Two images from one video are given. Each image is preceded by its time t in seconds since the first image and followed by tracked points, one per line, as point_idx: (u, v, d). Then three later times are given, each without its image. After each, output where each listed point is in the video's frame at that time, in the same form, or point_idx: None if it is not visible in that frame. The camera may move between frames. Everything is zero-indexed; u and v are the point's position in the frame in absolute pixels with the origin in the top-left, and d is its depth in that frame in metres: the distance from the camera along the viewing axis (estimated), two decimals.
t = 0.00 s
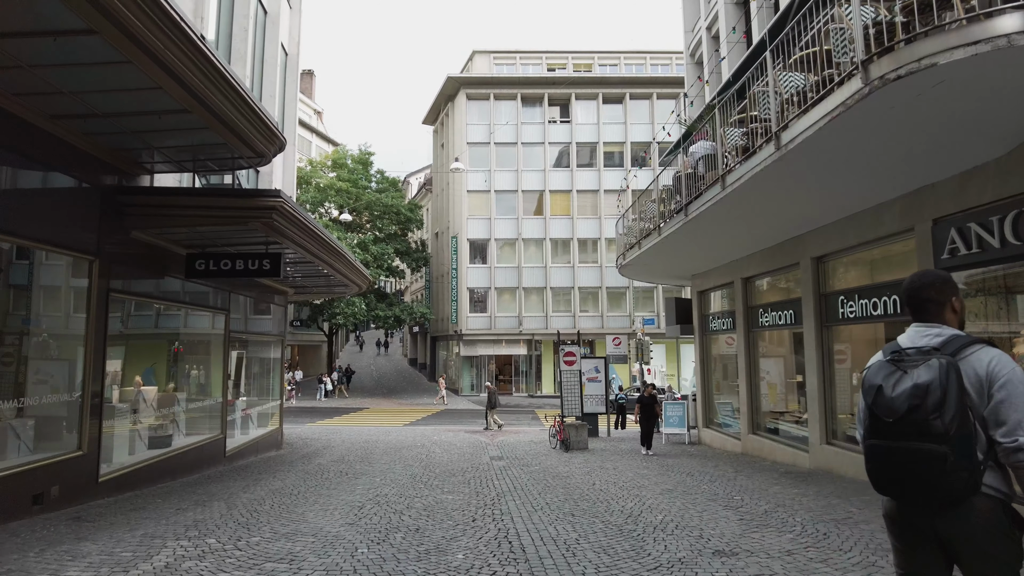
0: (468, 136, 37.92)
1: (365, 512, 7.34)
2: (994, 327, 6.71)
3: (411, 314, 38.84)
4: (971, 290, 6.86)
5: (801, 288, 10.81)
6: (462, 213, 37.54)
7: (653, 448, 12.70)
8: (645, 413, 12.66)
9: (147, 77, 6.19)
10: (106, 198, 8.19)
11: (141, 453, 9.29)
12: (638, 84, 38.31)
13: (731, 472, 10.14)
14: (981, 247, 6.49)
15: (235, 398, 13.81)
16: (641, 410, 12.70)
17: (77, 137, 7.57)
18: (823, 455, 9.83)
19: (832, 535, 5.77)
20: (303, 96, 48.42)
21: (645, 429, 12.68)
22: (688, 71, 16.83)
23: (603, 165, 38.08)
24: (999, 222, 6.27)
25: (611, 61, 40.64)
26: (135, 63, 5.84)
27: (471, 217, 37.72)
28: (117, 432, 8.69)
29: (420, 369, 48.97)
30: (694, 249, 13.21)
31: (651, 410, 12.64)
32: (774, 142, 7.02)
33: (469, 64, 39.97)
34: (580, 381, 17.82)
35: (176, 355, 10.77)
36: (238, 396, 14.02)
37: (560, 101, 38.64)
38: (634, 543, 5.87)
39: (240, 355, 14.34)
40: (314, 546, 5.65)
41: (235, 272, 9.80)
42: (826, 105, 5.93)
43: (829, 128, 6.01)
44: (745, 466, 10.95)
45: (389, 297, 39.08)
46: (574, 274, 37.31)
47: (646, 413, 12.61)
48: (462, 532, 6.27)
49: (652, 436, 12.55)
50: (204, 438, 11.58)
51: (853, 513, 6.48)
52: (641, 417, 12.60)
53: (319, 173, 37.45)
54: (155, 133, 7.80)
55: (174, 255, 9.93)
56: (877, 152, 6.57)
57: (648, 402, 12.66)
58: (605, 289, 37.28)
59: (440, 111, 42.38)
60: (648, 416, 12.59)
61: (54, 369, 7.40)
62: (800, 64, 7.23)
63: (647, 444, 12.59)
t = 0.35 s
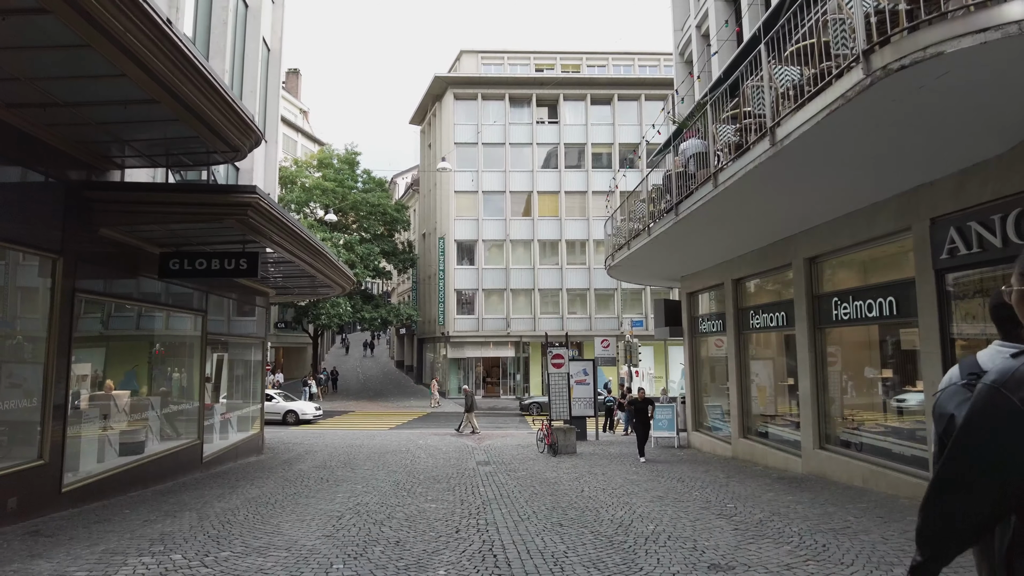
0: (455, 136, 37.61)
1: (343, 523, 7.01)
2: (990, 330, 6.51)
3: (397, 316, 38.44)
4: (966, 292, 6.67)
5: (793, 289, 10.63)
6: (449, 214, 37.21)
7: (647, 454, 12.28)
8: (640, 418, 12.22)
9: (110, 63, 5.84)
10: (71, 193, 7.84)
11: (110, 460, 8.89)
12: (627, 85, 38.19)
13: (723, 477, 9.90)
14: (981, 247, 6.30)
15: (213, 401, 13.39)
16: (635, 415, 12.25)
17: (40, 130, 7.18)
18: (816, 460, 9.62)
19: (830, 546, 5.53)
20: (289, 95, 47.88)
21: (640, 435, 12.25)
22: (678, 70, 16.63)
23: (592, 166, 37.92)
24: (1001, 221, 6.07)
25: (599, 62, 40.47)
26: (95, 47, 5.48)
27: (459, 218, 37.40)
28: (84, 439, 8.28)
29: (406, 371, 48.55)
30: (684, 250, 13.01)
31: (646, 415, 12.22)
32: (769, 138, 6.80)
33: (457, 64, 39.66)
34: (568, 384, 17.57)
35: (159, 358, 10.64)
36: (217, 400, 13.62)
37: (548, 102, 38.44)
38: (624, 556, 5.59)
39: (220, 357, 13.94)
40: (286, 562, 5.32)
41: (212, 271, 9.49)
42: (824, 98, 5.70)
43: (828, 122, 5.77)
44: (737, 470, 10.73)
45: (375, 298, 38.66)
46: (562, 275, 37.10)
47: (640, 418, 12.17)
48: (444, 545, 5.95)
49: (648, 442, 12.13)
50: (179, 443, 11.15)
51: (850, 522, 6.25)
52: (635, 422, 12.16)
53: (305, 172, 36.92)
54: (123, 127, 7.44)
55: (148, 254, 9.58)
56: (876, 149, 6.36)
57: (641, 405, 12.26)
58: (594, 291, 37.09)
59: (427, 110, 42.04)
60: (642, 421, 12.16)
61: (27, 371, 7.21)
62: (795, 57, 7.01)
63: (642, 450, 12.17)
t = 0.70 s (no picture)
0: (444, 134, 37.26)
1: (325, 529, 6.67)
2: (992, 329, 6.32)
3: (384, 316, 37.98)
4: (971, 289, 6.49)
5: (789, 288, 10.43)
6: (437, 213, 36.86)
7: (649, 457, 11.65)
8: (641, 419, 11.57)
9: (75, 37, 5.44)
10: (39, 182, 7.44)
11: (81, 463, 8.49)
12: (616, 85, 38.05)
13: (718, 480, 9.65)
14: (990, 241, 6.11)
15: (193, 401, 12.93)
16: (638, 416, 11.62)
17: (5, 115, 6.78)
18: (813, 462, 9.40)
19: (837, 553, 5.28)
20: (275, 92, 47.29)
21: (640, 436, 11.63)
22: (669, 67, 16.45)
23: (581, 166, 37.73)
24: (1011, 214, 5.89)
25: (589, 61, 40.30)
26: (56, 17, 5.08)
27: (447, 218, 37.06)
28: (52, 441, 7.88)
29: (392, 372, 48.09)
30: (677, 249, 12.78)
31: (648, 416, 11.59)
32: (770, 128, 6.58)
33: (446, 62, 39.34)
34: (558, 385, 17.30)
35: (139, 357, 10.37)
36: (197, 400, 13.18)
37: (538, 101, 38.21)
38: (622, 564, 5.31)
39: (201, 357, 13.46)
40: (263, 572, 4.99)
41: (189, 266, 9.08)
42: (831, 85, 5.47)
43: (835, 111, 5.54)
44: (731, 473, 10.50)
45: (362, 298, 38.19)
46: (550, 276, 36.87)
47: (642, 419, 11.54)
48: (432, 554, 5.64)
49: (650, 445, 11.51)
50: (157, 445, 10.73)
51: (854, 528, 6.02)
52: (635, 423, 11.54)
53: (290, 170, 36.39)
54: (95, 112, 7.06)
55: (124, 248, 9.17)
56: (883, 140, 6.14)
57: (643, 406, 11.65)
58: (582, 292, 36.90)
59: (415, 109, 41.66)
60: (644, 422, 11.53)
61: None
62: (797, 46, 6.79)
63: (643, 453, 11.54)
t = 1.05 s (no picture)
0: (420, 134, 36.85)
1: (286, 538, 6.31)
2: (974, 328, 6.23)
3: (357, 317, 37.37)
4: (951, 289, 6.41)
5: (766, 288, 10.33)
6: (413, 213, 36.43)
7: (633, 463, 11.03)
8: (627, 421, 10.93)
9: (13, 8, 4.98)
10: None
11: (28, 469, 7.99)
12: (594, 87, 38.01)
13: (695, 483, 9.48)
14: (973, 239, 6.03)
15: (155, 403, 12.40)
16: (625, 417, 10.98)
17: None
18: (791, 464, 9.28)
19: (820, 559, 5.11)
20: (248, 89, 46.39)
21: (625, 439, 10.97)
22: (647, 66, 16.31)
23: (558, 167, 37.61)
24: (995, 212, 5.81)
25: (566, 63, 40.21)
26: None
27: (422, 218, 36.64)
28: None
29: (366, 374, 47.45)
30: (654, 248, 12.63)
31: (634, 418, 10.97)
32: (751, 121, 6.43)
33: (423, 61, 38.96)
34: (533, 387, 17.06)
35: (104, 359, 10.07)
36: (160, 402, 12.68)
37: (515, 102, 38.02)
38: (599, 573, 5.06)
39: (164, 357, 12.93)
40: None
41: (148, 261, 8.69)
42: (815, 76, 5.33)
43: (820, 103, 5.39)
44: (708, 475, 10.35)
45: (335, 299, 37.55)
46: (527, 277, 36.67)
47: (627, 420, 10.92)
48: (399, 564, 5.32)
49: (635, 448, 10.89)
50: (113, 449, 10.20)
51: (836, 532, 5.87)
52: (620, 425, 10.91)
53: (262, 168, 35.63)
54: (43, 94, 6.62)
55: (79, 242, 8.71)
56: (868, 135, 6.01)
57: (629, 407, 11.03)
58: (559, 293, 36.76)
59: (391, 108, 41.18)
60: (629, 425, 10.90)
61: None
62: (779, 39, 6.65)
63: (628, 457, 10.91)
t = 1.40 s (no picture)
0: (404, 134, 36.47)
1: (254, 552, 5.95)
2: (970, 327, 6.02)
3: (341, 320, 36.83)
4: (948, 287, 6.19)
5: (756, 287, 10.10)
6: (398, 215, 36.02)
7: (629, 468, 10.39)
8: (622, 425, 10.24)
9: None
10: None
11: None
12: (580, 88, 37.84)
13: (685, 488, 9.21)
14: (970, 235, 5.82)
15: (127, 408, 11.94)
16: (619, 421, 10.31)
17: None
18: (782, 468, 9.04)
19: (818, 571, 4.84)
20: (230, 89, 45.72)
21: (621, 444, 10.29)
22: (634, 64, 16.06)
23: (544, 169, 37.39)
24: (994, 206, 5.60)
25: (552, 64, 40.03)
26: None
27: (407, 219, 36.23)
28: None
29: (351, 377, 46.90)
30: (641, 248, 12.35)
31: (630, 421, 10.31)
32: (741, 113, 6.18)
33: (408, 61, 38.59)
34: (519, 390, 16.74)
35: (78, 364, 9.97)
36: (132, 407, 12.24)
37: (500, 102, 37.76)
38: None
39: (138, 360, 12.58)
40: None
41: (113, 260, 8.17)
42: (810, 62, 5.08)
43: (814, 91, 5.14)
44: (698, 480, 10.10)
45: (319, 302, 37.03)
46: (513, 279, 36.38)
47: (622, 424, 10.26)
48: None
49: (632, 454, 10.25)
50: (79, 457, 9.74)
51: (832, 540, 5.62)
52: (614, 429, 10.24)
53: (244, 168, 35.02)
54: None
55: (39, 239, 8.26)
56: (863, 127, 5.77)
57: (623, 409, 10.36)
58: (545, 295, 36.50)
59: (375, 108, 40.75)
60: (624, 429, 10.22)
61: None
62: (769, 27, 6.42)
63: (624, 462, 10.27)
